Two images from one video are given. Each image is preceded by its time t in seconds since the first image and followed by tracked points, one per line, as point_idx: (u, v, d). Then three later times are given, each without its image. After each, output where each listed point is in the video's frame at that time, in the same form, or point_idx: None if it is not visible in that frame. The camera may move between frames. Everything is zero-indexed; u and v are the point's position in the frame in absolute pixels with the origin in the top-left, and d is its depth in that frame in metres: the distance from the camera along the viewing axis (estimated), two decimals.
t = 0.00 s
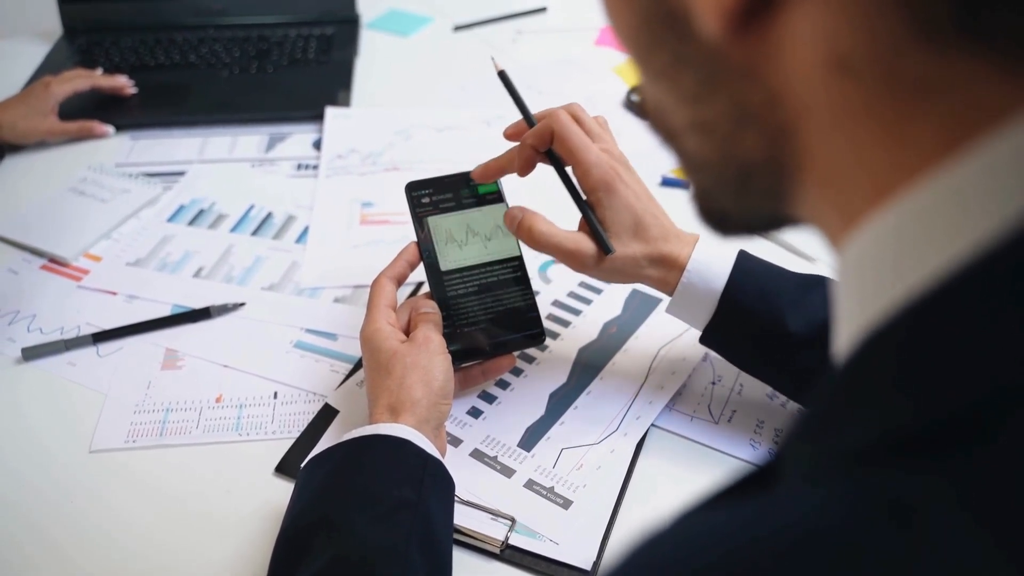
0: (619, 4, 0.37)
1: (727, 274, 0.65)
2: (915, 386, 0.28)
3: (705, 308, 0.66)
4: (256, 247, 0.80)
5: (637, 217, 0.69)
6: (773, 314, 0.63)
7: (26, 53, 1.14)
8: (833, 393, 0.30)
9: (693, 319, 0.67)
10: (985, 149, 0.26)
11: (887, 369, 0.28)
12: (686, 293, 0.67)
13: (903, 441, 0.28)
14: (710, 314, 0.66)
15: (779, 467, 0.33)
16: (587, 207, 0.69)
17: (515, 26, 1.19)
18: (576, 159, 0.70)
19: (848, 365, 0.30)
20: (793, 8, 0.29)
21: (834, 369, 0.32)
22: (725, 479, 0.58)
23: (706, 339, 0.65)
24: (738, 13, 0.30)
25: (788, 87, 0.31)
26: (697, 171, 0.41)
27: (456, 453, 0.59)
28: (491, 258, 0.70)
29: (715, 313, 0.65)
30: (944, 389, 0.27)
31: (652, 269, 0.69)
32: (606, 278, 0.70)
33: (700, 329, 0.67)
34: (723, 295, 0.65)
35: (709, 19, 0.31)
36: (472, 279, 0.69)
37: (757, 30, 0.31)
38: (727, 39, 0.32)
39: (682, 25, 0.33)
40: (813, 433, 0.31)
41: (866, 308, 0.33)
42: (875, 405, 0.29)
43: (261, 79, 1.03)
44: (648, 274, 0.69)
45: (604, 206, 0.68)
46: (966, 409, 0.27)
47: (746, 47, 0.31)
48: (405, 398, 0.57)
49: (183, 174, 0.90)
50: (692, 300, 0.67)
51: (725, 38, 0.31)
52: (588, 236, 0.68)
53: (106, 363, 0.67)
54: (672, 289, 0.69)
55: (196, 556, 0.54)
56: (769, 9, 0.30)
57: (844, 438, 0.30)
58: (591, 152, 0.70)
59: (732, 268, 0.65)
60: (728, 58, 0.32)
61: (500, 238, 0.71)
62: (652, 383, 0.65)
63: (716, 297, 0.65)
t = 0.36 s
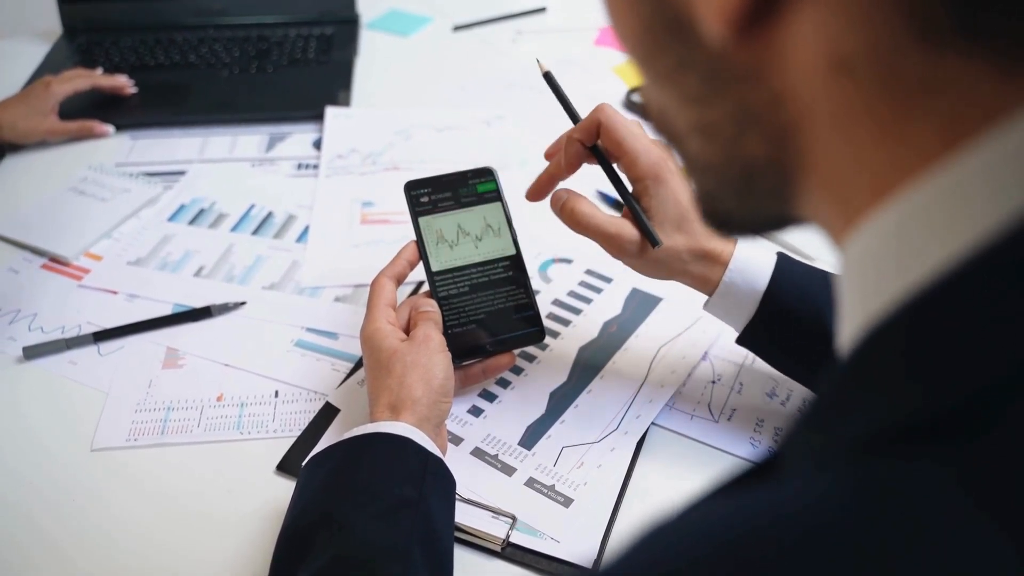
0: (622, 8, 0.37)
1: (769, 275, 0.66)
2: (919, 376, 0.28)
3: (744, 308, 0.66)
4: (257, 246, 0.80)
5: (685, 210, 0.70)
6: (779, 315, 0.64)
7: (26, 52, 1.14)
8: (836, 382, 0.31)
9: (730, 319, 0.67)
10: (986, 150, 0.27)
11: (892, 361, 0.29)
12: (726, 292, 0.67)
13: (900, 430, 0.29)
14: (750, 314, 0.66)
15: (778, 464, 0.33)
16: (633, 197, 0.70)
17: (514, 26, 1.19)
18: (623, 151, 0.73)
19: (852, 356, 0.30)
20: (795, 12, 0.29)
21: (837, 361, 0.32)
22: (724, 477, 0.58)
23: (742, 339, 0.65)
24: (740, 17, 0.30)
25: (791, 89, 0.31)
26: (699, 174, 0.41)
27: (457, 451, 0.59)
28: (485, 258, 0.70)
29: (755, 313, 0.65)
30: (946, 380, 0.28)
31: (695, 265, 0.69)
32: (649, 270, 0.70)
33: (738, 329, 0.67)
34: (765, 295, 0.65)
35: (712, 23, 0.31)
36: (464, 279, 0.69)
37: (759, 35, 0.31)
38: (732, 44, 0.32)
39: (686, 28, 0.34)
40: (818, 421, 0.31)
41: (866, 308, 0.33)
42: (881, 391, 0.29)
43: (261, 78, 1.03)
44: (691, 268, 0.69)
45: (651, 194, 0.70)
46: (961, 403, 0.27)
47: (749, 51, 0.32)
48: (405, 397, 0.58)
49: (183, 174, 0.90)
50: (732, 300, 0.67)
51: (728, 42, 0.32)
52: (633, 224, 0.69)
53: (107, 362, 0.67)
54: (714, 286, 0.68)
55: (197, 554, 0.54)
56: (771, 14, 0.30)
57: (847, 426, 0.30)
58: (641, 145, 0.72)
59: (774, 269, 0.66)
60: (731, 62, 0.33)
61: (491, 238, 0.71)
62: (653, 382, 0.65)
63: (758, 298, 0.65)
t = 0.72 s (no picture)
0: None
1: (785, 300, 0.65)
2: (927, 365, 0.28)
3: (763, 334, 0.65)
4: (259, 247, 0.80)
5: (708, 242, 0.70)
6: (781, 316, 0.64)
7: (27, 53, 1.14)
8: (841, 372, 0.31)
9: (749, 347, 0.66)
10: (989, 138, 0.27)
11: (901, 350, 0.29)
12: (744, 321, 0.66)
13: (899, 423, 0.29)
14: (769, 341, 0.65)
15: (779, 462, 0.33)
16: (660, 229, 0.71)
17: (515, 27, 1.20)
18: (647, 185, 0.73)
19: (857, 347, 0.31)
20: None
21: (842, 353, 0.32)
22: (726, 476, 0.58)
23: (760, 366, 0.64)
24: None
25: (800, 73, 0.33)
26: (708, 165, 0.43)
27: (458, 451, 0.59)
28: (483, 257, 0.70)
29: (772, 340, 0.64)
30: (950, 367, 0.28)
31: (720, 296, 0.68)
32: (673, 300, 0.69)
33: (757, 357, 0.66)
34: (783, 320, 0.64)
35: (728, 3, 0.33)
36: (463, 279, 0.69)
37: (772, 18, 0.33)
38: (746, 22, 0.34)
39: (703, 10, 0.36)
40: (827, 412, 0.31)
41: (871, 297, 0.34)
42: (888, 377, 0.29)
43: (262, 79, 1.04)
44: (714, 298, 0.68)
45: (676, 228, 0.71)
46: (967, 392, 0.28)
47: (761, 33, 0.34)
48: (407, 396, 0.58)
49: (185, 174, 0.90)
50: (751, 326, 0.66)
51: (742, 22, 0.34)
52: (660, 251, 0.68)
53: (110, 362, 0.67)
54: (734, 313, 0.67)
55: (200, 553, 0.54)
56: None
57: (854, 414, 0.30)
58: (666, 181, 0.74)
59: (789, 294, 0.66)
60: (747, 45, 0.34)
61: (489, 238, 0.71)
62: (654, 381, 0.65)
63: (777, 323, 0.64)
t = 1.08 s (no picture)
0: None
1: (780, 315, 0.65)
2: (929, 357, 0.29)
3: (760, 348, 0.65)
4: (261, 246, 0.80)
5: (705, 261, 0.70)
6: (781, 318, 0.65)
7: (28, 53, 1.14)
8: (847, 365, 0.31)
9: (748, 361, 0.66)
10: (987, 131, 0.28)
11: (903, 345, 0.29)
12: (741, 336, 0.66)
13: (905, 416, 0.29)
14: (767, 354, 0.65)
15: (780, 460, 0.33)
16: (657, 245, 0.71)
17: (516, 27, 1.20)
18: (645, 206, 0.74)
19: (861, 340, 0.31)
20: None
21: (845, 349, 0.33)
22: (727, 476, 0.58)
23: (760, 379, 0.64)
24: None
25: (800, 69, 0.34)
26: (708, 163, 0.43)
27: (460, 451, 0.60)
28: (486, 257, 0.70)
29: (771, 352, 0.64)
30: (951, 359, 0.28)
31: (717, 311, 0.67)
32: (670, 317, 0.68)
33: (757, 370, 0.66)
34: (779, 333, 0.64)
35: None
36: (465, 279, 0.69)
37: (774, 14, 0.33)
38: (745, 16, 0.34)
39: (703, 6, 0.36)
40: (834, 406, 0.32)
41: (869, 294, 0.34)
42: (893, 368, 0.30)
43: (263, 79, 1.04)
44: (710, 313, 0.67)
45: (673, 246, 0.71)
46: (969, 382, 0.28)
47: (763, 28, 0.34)
48: (409, 395, 0.58)
49: (186, 174, 0.90)
50: (748, 342, 0.65)
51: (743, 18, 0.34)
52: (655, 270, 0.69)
53: (112, 361, 0.68)
54: (730, 330, 0.66)
55: (203, 552, 0.54)
56: None
57: (860, 406, 0.30)
58: (665, 202, 0.74)
59: (784, 308, 0.66)
60: (745, 41, 0.35)
61: (492, 238, 0.71)
62: (655, 381, 0.65)
63: (772, 337, 0.64)
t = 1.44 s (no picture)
0: None
1: (782, 314, 0.66)
2: (933, 356, 0.29)
3: (762, 346, 0.65)
4: (265, 246, 0.80)
5: (707, 257, 0.71)
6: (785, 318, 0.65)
7: (32, 53, 1.15)
8: (851, 363, 0.31)
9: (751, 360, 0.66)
10: (985, 132, 0.28)
11: (906, 344, 0.29)
12: (744, 335, 0.66)
13: (910, 414, 0.29)
14: (769, 352, 0.65)
15: (785, 460, 0.33)
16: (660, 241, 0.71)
17: (518, 28, 1.20)
18: (647, 202, 0.74)
19: (863, 340, 0.31)
20: None
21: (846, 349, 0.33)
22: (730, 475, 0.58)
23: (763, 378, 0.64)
24: None
25: (799, 72, 0.34)
26: (708, 166, 0.43)
27: (464, 450, 0.60)
28: (490, 257, 0.70)
29: (773, 349, 0.64)
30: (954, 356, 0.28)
31: (720, 307, 0.67)
32: (673, 313, 0.68)
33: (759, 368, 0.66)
34: (781, 330, 0.64)
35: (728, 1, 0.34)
36: (469, 279, 0.69)
37: (772, 17, 0.33)
38: (742, 19, 0.34)
39: (702, 10, 0.36)
40: (838, 404, 0.32)
41: (870, 294, 0.34)
42: (896, 367, 0.29)
43: (266, 79, 1.04)
44: (713, 309, 0.67)
45: (675, 242, 0.71)
46: (973, 380, 0.28)
47: (761, 31, 0.34)
48: (413, 395, 0.58)
49: (190, 174, 0.90)
50: (750, 339, 0.66)
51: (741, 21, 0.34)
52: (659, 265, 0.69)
53: (116, 361, 0.68)
54: (734, 326, 0.66)
55: (207, 552, 0.54)
56: None
57: (866, 404, 0.30)
58: (666, 198, 0.74)
59: (787, 307, 0.66)
60: (744, 43, 0.35)
61: (496, 237, 0.71)
62: (659, 380, 0.65)
63: (775, 334, 0.65)
